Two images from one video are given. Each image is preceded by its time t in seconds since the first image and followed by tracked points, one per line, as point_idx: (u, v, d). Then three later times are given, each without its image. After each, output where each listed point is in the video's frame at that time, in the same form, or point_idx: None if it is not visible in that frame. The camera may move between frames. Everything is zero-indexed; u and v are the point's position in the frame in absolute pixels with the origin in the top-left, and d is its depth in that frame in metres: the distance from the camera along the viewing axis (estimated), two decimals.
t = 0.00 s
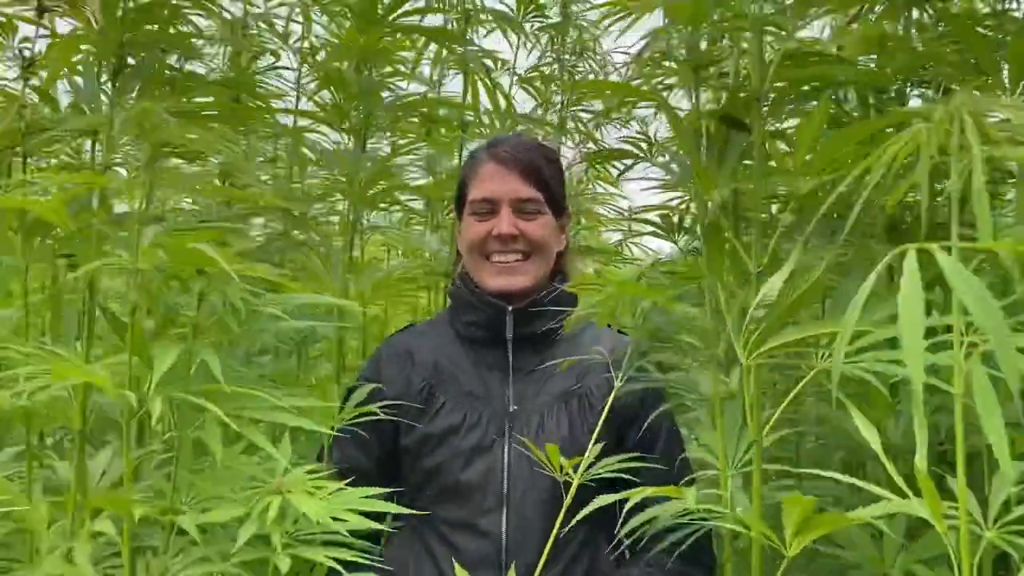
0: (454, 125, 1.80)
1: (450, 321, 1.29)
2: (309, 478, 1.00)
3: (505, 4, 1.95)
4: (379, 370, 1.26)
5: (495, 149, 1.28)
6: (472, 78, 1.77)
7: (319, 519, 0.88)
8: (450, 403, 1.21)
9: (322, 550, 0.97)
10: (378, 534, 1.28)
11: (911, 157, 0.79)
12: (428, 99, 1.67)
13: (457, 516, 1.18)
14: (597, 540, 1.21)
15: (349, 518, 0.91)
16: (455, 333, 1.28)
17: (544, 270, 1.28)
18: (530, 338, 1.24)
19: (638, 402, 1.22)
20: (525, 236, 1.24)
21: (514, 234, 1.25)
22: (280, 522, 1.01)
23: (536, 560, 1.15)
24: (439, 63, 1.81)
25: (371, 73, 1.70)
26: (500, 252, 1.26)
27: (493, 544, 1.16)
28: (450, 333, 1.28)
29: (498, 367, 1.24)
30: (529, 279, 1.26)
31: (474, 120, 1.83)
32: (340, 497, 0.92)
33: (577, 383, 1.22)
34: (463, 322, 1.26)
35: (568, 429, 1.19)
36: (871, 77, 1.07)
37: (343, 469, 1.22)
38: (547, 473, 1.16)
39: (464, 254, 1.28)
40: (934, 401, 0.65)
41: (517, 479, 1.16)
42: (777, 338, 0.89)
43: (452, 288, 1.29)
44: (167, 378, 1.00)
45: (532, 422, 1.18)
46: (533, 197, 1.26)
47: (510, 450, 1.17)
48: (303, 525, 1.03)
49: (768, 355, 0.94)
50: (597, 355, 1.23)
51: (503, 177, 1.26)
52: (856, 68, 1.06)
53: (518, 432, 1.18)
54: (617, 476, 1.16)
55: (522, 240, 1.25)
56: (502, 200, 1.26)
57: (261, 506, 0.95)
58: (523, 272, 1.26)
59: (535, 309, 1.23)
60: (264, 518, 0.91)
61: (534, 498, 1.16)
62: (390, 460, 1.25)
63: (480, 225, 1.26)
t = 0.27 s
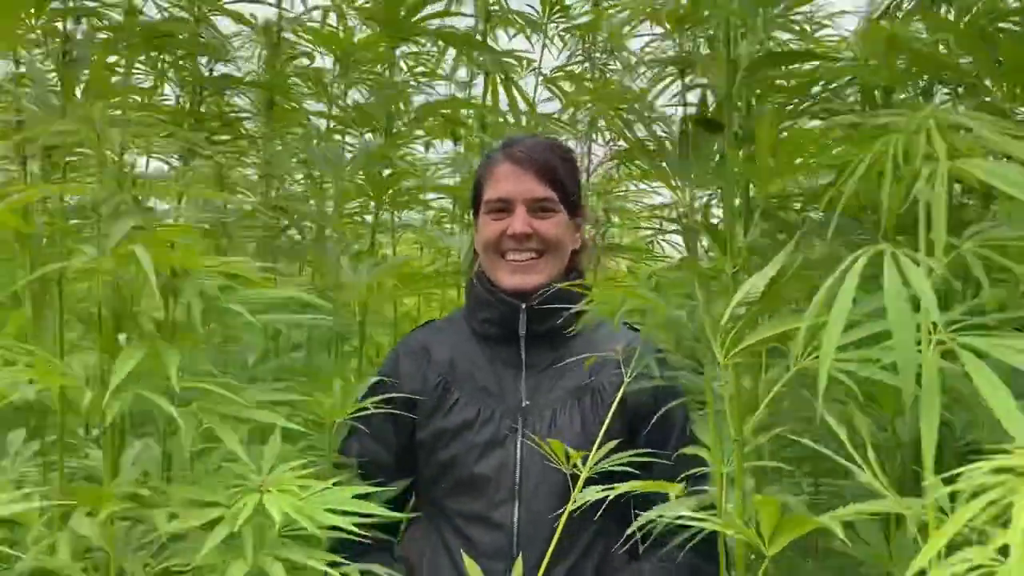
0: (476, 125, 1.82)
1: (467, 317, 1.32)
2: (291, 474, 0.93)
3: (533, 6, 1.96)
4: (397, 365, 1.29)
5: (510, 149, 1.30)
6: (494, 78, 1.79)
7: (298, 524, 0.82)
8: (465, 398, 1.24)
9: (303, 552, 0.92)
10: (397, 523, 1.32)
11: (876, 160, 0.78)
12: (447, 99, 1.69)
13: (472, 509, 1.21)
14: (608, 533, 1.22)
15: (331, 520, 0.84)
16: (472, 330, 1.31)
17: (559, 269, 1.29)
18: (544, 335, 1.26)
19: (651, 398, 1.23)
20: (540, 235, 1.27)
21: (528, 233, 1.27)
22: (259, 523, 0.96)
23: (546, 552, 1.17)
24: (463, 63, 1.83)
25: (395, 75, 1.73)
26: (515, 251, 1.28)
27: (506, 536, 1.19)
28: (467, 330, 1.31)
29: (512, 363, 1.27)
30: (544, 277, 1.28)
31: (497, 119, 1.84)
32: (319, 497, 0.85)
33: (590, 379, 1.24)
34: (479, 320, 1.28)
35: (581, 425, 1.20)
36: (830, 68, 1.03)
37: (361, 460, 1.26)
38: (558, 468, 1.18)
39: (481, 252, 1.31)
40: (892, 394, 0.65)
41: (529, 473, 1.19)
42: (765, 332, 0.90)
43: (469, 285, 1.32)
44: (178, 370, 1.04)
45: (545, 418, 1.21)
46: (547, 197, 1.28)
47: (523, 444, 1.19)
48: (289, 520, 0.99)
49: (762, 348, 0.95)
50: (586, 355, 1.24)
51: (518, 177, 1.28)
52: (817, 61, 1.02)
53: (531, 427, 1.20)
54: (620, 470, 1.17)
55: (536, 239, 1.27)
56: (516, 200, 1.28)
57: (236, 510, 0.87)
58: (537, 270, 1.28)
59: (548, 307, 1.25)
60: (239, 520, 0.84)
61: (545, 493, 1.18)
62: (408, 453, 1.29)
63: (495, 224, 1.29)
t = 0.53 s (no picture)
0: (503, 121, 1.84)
1: (487, 310, 1.36)
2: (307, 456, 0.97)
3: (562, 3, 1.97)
4: (420, 356, 1.33)
5: (529, 147, 1.33)
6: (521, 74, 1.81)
7: (314, 500, 0.85)
8: (485, 388, 1.27)
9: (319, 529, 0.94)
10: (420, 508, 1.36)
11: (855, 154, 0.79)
12: (472, 95, 1.71)
13: (491, 496, 1.25)
14: (624, 521, 1.25)
15: (345, 499, 0.87)
16: (493, 322, 1.34)
17: (576, 265, 1.33)
18: (561, 328, 1.29)
19: (667, 390, 1.25)
20: (557, 232, 1.30)
21: (546, 230, 1.30)
22: (276, 501, 0.98)
23: (561, 537, 1.20)
24: (492, 61, 1.86)
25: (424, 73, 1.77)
26: (533, 247, 1.31)
27: (523, 523, 1.22)
28: (488, 322, 1.34)
29: (531, 355, 1.30)
30: (562, 273, 1.32)
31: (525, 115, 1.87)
32: (335, 478, 0.89)
33: (607, 371, 1.26)
34: (499, 313, 1.32)
35: (596, 416, 1.23)
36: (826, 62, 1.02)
37: (385, 447, 1.30)
38: (574, 457, 1.21)
39: (500, 248, 1.34)
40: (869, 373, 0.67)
41: (546, 462, 1.22)
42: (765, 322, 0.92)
43: (489, 280, 1.35)
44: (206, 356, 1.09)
45: (562, 408, 1.23)
46: (564, 194, 1.30)
47: (540, 434, 1.22)
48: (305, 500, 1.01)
49: (767, 337, 0.96)
50: (594, 346, 1.26)
51: (536, 174, 1.31)
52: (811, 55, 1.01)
53: (547, 417, 1.23)
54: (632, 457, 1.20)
55: (554, 236, 1.30)
56: (535, 197, 1.31)
57: (257, 487, 0.90)
58: (555, 266, 1.32)
59: (565, 301, 1.29)
60: (258, 497, 0.87)
61: (561, 481, 1.21)
62: (430, 441, 1.33)
63: (514, 220, 1.32)
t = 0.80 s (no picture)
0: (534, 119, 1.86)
1: (514, 304, 1.38)
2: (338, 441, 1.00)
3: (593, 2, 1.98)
4: (449, 349, 1.36)
5: (559, 143, 1.35)
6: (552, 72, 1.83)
7: (344, 482, 0.88)
8: (511, 380, 1.30)
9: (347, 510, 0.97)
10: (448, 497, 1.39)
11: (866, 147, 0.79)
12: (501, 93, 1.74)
13: (516, 485, 1.27)
14: (648, 512, 1.27)
15: (374, 482, 0.90)
16: (520, 315, 1.36)
17: (604, 259, 1.35)
18: (587, 322, 1.31)
19: (692, 383, 1.26)
20: (586, 226, 1.32)
21: (576, 224, 1.32)
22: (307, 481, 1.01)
23: (585, 526, 1.22)
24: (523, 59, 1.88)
25: (456, 73, 1.80)
26: (562, 241, 1.34)
27: (547, 512, 1.24)
28: (515, 315, 1.36)
29: (558, 348, 1.32)
30: (589, 267, 1.34)
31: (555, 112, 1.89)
32: (365, 461, 0.92)
33: (632, 364, 1.28)
34: (526, 307, 1.34)
35: (621, 408, 1.25)
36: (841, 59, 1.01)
37: (414, 437, 1.33)
38: (598, 448, 1.23)
39: (528, 242, 1.37)
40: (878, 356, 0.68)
41: (571, 452, 1.24)
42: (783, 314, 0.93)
43: (516, 274, 1.38)
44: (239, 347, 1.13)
45: (588, 400, 1.26)
46: (593, 190, 1.33)
47: (565, 425, 1.25)
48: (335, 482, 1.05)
49: (786, 328, 0.98)
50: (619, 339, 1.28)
51: (565, 170, 1.33)
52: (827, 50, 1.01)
53: (573, 409, 1.26)
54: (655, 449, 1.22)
55: (583, 230, 1.33)
56: (564, 193, 1.33)
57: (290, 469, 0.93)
58: (583, 260, 1.34)
59: (593, 296, 1.31)
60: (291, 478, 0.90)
61: (585, 471, 1.23)
62: (458, 431, 1.36)
63: (543, 215, 1.34)
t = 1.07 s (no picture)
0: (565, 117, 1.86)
1: (543, 302, 1.38)
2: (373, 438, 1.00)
3: None
4: (479, 345, 1.37)
5: (587, 140, 1.35)
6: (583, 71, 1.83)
7: (375, 480, 0.88)
8: (540, 377, 1.31)
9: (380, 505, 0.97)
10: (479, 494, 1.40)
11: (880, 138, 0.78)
12: (533, 92, 1.74)
13: (545, 481, 1.28)
14: (677, 510, 1.26)
15: (406, 478, 0.90)
16: (548, 312, 1.37)
17: (634, 256, 1.35)
18: (616, 319, 1.31)
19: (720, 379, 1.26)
20: (615, 223, 1.32)
21: (604, 220, 1.32)
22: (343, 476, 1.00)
23: (614, 522, 1.22)
24: (553, 58, 1.89)
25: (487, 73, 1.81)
26: (591, 238, 1.34)
27: (576, 508, 1.25)
28: (544, 313, 1.37)
29: (586, 345, 1.32)
30: (617, 263, 1.34)
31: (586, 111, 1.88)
32: (397, 459, 0.91)
33: (661, 360, 1.28)
34: (554, 303, 1.34)
35: (650, 405, 1.25)
36: (874, 55, 1.00)
37: (445, 433, 1.35)
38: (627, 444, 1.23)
39: (556, 239, 1.37)
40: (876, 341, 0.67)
41: (600, 448, 1.24)
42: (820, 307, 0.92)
43: (544, 271, 1.38)
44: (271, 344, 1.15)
45: (617, 397, 1.26)
46: (621, 186, 1.33)
47: (594, 421, 1.25)
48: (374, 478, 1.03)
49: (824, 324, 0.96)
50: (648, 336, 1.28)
51: (593, 167, 1.34)
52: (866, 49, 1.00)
53: (601, 406, 1.26)
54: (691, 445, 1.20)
55: (611, 226, 1.33)
56: (592, 189, 1.33)
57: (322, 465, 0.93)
58: (613, 257, 1.34)
59: (621, 292, 1.31)
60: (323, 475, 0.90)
61: (614, 468, 1.23)
62: (487, 428, 1.37)
63: (571, 212, 1.34)
